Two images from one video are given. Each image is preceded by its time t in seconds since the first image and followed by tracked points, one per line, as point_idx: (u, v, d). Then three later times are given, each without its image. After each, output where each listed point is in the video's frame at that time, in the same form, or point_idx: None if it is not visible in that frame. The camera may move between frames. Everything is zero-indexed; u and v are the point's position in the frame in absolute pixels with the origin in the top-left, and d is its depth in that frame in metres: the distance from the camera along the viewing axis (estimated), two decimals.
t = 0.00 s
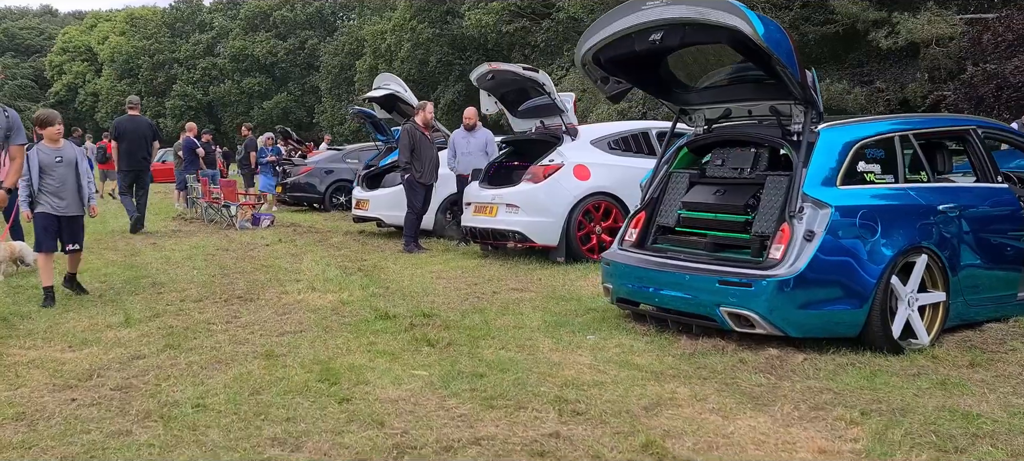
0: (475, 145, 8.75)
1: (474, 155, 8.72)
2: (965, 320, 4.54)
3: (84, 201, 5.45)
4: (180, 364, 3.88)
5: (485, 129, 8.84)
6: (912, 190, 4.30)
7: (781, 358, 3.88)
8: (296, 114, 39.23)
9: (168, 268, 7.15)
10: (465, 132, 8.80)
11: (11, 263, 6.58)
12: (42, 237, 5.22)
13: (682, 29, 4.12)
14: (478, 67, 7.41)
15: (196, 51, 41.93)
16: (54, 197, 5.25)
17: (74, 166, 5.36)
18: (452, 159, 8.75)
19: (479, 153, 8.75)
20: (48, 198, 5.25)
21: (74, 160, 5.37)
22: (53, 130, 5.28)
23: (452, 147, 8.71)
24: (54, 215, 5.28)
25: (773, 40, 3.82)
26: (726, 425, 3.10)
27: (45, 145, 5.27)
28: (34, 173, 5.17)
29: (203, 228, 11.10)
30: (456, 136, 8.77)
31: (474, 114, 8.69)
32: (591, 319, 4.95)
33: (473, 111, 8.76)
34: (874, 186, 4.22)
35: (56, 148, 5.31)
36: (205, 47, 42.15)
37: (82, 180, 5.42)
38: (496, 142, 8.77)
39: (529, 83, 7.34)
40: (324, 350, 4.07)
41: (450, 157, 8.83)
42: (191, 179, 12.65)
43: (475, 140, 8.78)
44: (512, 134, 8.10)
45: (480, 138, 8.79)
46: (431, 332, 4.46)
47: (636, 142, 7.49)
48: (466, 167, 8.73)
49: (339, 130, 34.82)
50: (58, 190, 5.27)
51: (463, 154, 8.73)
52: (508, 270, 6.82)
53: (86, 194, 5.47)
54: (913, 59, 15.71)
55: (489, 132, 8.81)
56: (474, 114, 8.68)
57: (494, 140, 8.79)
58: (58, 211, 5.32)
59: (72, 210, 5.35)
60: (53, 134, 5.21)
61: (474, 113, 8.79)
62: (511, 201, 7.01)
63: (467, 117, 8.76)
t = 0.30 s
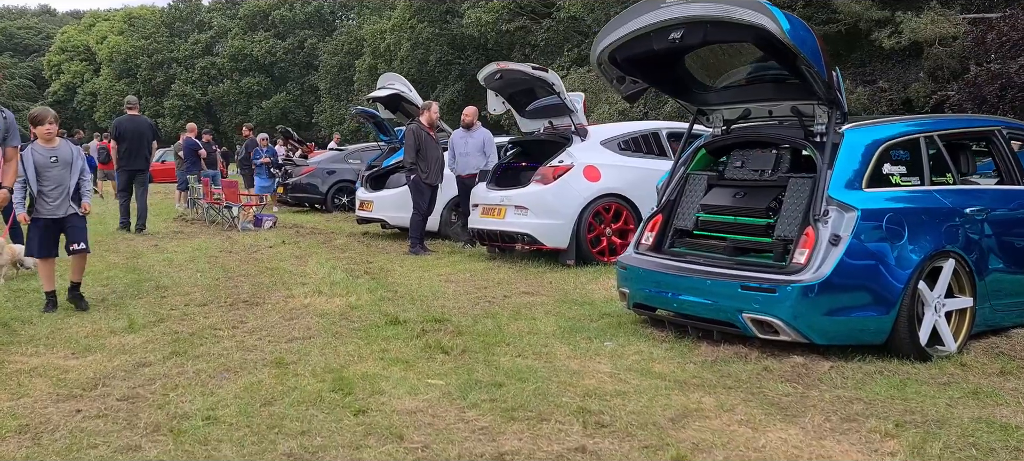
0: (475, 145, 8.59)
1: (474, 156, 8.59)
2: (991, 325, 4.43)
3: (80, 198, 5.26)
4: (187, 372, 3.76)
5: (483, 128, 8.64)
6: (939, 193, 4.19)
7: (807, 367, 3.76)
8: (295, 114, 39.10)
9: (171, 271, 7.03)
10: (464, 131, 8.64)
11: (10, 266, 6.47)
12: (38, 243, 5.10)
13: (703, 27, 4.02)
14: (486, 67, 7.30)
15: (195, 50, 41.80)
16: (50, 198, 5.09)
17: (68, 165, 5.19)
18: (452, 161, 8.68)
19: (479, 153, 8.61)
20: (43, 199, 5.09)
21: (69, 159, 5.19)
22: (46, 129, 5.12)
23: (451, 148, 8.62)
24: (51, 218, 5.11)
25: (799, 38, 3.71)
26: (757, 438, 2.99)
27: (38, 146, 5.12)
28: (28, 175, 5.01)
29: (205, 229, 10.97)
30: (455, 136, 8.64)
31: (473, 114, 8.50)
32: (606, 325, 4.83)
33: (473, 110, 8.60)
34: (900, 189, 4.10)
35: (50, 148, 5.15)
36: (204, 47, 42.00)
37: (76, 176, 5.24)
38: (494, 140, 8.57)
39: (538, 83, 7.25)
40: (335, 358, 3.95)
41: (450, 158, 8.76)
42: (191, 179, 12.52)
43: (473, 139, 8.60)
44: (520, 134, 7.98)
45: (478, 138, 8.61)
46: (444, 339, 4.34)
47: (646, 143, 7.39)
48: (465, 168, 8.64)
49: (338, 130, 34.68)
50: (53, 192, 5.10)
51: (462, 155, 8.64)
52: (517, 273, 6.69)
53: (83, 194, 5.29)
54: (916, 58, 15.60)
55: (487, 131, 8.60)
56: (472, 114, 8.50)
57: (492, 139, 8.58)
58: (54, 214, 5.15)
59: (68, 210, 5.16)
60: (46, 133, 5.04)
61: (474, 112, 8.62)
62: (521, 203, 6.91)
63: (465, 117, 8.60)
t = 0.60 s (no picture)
0: (479, 145, 8.43)
1: (477, 155, 8.43)
2: (1017, 328, 4.30)
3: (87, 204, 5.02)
4: (191, 377, 3.63)
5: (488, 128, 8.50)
6: (965, 192, 4.06)
7: (833, 371, 3.64)
8: (294, 114, 38.94)
9: (171, 271, 6.89)
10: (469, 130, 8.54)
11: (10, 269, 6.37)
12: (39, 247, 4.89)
13: (724, 20, 3.89)
14: (493, 64, 7.18)
15: (193, 50, 41.64)
16: (55, 201, 4.87)
17: (76, 167, 4.99)
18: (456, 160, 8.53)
19: (482, 152, 8.44)
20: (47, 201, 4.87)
21: (78, 162, 5.00)
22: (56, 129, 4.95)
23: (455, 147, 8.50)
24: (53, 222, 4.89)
25: (825, 31, 3.58)
26: (788, 447, 2.86)
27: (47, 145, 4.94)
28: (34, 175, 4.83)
29: (205, 229, 10.83)
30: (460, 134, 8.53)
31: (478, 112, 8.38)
32: (620, 327, 4.70)
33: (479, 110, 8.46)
34: (926, 188, 3.98)
35: (59, 148, 4.97)
36: (202, 46, 41.84)
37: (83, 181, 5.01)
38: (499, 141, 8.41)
39: (545, 81, 7.12)
40: (343, 363, 3.82)
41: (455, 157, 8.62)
42: (191, 179, 12.37)
43: (477, 138, 8.48)
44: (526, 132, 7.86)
45: (483, 137, 8.46)
46: (455, 342, 4.21)
47: (655, 141, 7.27)
48: (466, 166, 8.47)
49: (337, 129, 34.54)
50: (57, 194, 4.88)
51: (464, 153, 8.48)
52: (525, 273, 6.56)
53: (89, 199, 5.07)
54: (919, 57, 15.48)
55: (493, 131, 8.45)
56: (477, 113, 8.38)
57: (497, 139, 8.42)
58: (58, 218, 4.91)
59: (72, 215, 4.92)
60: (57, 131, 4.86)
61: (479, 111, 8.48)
62: (528, 202, 6.79)
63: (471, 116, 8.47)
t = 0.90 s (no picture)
0: (484, 145, 8.29)
1: (481, 155, 8.29)
2: None
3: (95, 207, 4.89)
4: (193, 385, 3.48)
5: (495, 128, 8.35)
6: (994, 192, 3.92)
7: (861, 379, 3.50)
8: (291, 114, 38.76)
9: (171, 273, 6.74)
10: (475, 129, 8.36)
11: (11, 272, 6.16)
12: (39, 248, 4.67)
13: (745, 14, 3.75)
14: (499, 61, 7.03)
15: (191, 49, 41.45)
16: (62, 202, 4.71)
17: (83, 167, 4.82)
18: (460, 159, 8.40)
19: (487, 153, 8.30)
20: (53, 201, 4.70)
21: (84, 160, 4.84)
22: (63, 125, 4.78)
23: (460, 146, 8.34)
24: (56, 221, 4.69)
25: (852, 22, 3.44)
26: None
27: (54, 141, 4.76)
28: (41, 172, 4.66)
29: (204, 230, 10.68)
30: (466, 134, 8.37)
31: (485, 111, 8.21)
32: (635, 331, 4.56)
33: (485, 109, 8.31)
34: (955, 188, 3.84)
35: (66, 145, 4.80)
36: (200, 46, 41.66)
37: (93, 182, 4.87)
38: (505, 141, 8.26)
39: (552, 79, 6.98)
40: (351, 370, 3.68)
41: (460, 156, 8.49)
42: (190, 179, 12.21)
43: (483, 138, 8.31)
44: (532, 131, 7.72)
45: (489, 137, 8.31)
46: (466, 347, 4.07)
47: (664, 140, 7.13)
48: (470, 166, 8.34)
49: (335, 129, 34.36)
50: (64, 192, 4.72)
51: (469, 153, 8.34)
52: (533, 275, 6.42)
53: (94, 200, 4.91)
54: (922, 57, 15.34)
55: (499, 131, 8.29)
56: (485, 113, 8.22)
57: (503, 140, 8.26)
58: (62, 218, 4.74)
59: (79, 217, 4.78)
60: (64, 127, 4.69)
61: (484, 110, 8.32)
62: (535, 203, 6.65)
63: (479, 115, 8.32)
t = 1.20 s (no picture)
0: (490, 145, 8.15)
1: (487, 156, 8.15)
2: None
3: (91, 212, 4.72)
4: (199, 398, 3.35)
5: (501, 129, 8.23)
6: None
7: (894, 390, 3.36)
8: (290, 114, 38.61)
9: (172, 277, 6.60)
10: (481, 130, 8.21)
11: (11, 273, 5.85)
12: (30, 254, 4.49)
13: (772, 12, 3.60)
14: (508, 61, 6.89)
15: (189, 49, 41.28)
16: (56, 208, 4.55)
17: (76, 171, 4.63)
18: (464, 159, 8.23)
19: (493, 154, 8.16)
20: (47, 207, 4.53)
21: (78, 164, 4.65)
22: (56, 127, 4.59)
23: (463, 146, 8.18)
24: (49, 228, 4.53)
25: (885, 18, 3.32)
26: None
27: (45, 144, 4.58)
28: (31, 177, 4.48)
29: (205, 232, 10.54)
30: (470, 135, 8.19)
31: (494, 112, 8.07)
32: (652, 339, 4.42)
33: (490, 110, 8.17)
34: (988, 192, 3.71)
35: (58, 149, 4.61)
36: (198, 46, 41.50)
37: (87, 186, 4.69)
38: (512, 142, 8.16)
39: (562, 79, 6.84)
40: (362, 381, 3.55)
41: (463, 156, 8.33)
42: (190, 179, 12.05)
43: (489, 138, 8.19)
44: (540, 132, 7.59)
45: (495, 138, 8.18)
46: (481, 356, 3.93)
47: (676, 141, 6.99)
48: (476, 168, 8.19)
49: (334, 129, 34.22)
50: (57, 198, 4.55)
51: (474, 154, 8.18)
52: (544, 279, 6.28)
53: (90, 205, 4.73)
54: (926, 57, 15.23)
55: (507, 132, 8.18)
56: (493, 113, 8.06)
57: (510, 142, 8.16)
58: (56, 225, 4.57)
59: (74, 224, 4.61)
60: (52, 129, 4.49)
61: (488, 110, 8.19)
62: (545, 205, 6.52)
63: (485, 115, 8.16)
